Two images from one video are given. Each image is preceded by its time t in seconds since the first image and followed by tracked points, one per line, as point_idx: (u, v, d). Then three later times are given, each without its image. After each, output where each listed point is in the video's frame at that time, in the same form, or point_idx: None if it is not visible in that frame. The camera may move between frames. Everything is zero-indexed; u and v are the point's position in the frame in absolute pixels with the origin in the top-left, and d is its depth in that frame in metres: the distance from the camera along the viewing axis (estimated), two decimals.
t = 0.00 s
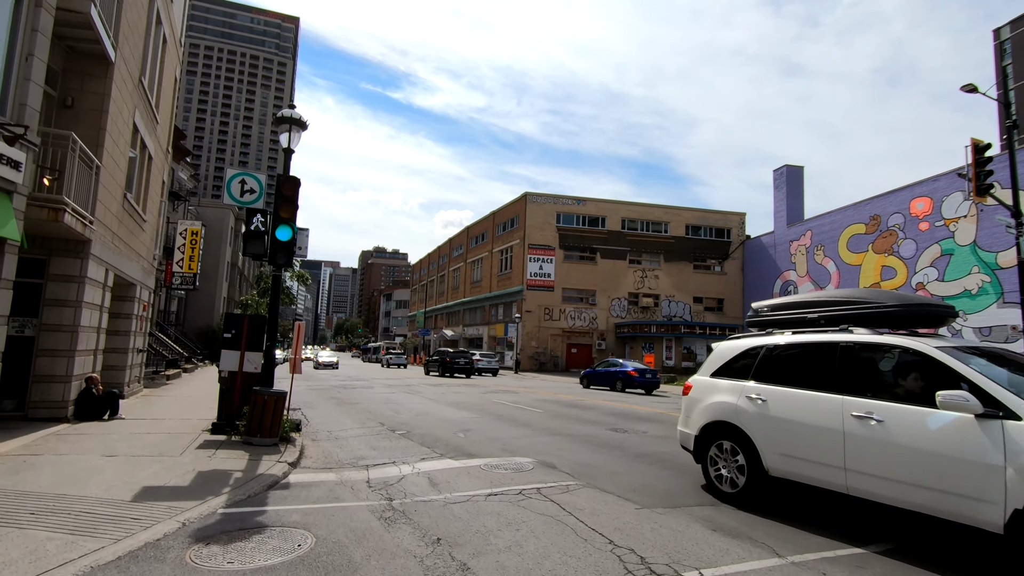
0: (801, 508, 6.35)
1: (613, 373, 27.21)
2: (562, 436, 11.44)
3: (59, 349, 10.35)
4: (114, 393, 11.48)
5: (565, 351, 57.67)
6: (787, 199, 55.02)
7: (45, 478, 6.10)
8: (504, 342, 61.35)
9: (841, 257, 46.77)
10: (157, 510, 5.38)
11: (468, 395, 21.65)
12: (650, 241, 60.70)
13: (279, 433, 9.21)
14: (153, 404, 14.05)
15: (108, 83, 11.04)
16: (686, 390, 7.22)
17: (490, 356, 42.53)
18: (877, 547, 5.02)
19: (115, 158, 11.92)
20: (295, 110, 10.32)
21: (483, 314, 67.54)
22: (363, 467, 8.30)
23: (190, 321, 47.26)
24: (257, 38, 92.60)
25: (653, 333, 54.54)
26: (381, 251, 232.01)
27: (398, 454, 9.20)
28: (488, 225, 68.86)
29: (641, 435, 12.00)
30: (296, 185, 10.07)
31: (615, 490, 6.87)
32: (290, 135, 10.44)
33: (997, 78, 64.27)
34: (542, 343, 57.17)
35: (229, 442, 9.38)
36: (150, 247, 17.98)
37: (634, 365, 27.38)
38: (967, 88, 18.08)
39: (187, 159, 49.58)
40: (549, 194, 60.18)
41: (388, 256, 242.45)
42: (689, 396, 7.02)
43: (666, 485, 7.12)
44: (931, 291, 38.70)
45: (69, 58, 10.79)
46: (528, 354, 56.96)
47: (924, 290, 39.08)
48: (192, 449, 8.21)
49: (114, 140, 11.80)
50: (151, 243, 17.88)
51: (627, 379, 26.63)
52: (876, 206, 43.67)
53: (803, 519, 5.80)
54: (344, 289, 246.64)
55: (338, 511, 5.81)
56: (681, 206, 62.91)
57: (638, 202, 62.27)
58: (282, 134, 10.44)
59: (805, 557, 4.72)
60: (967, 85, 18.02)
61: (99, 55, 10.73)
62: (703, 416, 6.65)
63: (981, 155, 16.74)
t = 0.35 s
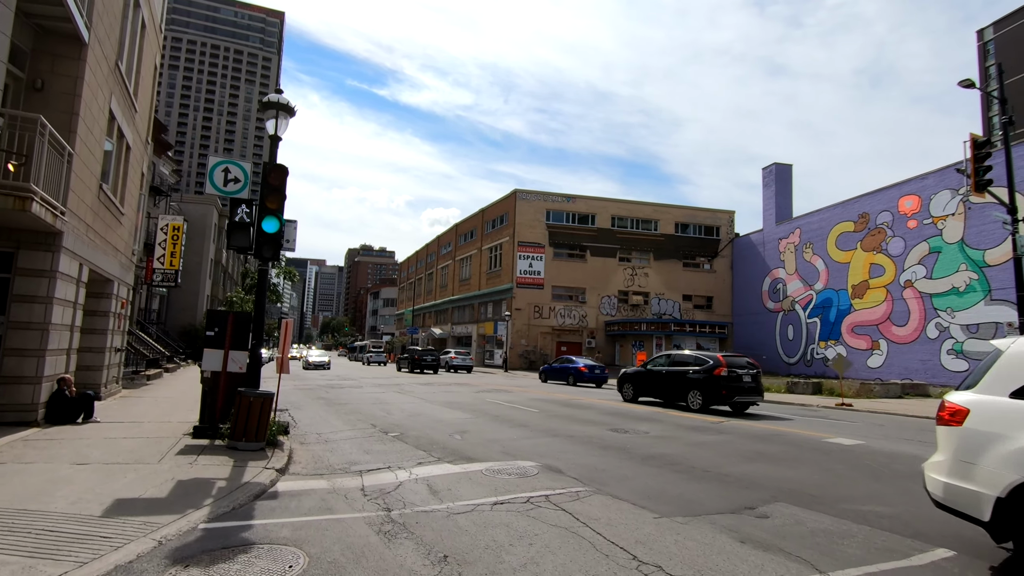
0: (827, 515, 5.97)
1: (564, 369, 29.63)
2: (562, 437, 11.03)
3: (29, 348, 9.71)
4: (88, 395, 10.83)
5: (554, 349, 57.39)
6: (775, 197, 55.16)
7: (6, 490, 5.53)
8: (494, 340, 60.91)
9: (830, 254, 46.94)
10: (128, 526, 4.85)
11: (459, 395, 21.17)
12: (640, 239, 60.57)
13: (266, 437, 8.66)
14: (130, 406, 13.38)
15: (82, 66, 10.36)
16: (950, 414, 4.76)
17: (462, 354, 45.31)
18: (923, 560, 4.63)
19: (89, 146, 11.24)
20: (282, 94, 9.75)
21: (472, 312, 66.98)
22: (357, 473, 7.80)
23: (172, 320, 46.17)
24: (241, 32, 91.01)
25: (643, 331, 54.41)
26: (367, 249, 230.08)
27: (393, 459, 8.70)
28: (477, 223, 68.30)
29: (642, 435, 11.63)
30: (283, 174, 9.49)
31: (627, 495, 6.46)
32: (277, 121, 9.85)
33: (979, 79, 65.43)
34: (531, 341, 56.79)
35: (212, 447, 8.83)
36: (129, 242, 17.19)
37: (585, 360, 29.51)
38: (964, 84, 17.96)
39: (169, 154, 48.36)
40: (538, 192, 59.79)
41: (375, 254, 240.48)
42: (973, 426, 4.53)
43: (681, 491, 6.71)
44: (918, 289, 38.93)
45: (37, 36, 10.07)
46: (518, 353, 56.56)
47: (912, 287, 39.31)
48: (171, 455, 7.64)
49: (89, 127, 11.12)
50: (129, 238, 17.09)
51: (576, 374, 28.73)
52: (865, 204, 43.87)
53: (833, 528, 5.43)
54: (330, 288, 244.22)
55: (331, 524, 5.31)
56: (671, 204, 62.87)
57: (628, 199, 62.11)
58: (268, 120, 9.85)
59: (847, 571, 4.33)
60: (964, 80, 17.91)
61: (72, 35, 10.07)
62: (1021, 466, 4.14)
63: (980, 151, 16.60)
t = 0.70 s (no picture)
0: (872, 534, 5.51)
1: (532, 369, 31.52)
2: (572, 445, 10.54)
3: (9, 352, 9.15)
4: (73, 402, 10.28)
5: (552, 352, 56.88)
6: (774, 200, 54.90)
7: None
8: (491, 343, 60.37)
9: (830, 257, 46.73)
10: (108, 554, 4.33)
11: (460, 400, 20.64)
12: (638, 241, 60.23)
13: (261, 447, 8.14)
14: (118, 412, 12.82)
15: (68, 56, 9.85)
16: None
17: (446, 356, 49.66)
18: None
19: (76, 140, 10.71)
20: (279, 85, 9.27)
21: (470, 315, 66.38)
22: (359, 487, 7.27)
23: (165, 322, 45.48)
24: (237, 33, 90.52)
25: (642, 334, 53.98)
26: (363, 252, 229.04)
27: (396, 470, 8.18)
28: (474, 225, 67.88)
29: (654, 443, 11.17)
30: (280, 169, 8.98)
31: (654, 512, 5.98)
32: (274, 114, 9.37)
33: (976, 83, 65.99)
34: (529, 344, 56.28)
35: (204, 458, 8.30)
36: (120, 242, 16.64)
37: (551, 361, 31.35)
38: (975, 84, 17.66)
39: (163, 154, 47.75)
40: (536, 193, 59.36)
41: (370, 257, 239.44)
42: None
43: (711, 507, 6.23)
44: (919, 292, 38.70)
45: (21, 24, 9.55)
46: (515, 356, 56.03)
47: (913, 291, 39.08)
48: (159, 468, 7.12)
49: (76, 120, 10.60)
50: (120, 238, 16.55)
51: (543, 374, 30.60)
52: (865, 207, 43.69)
53: (883, 550, 4.97)
54: (325, 291, 242.73)
55: (334, 548, 4.80)
56: (669, 207, 62.57)
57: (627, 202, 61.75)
58: (266, 113, 9.37)
59: None
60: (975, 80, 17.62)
61: (58, 23, 9.56)
62: None
63: (994, 153, 16.25)
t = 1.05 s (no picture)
0: (932, 550, 5.06)
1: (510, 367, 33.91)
2: (588, 449, 10.09)
3: None
4: (66, 405, 9.78)
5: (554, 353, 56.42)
6: (778, 199, 54.46)
7: None
8: (492, 343, 59.88)
9: (834, 257, 46.34)
10: None
11: (465, 401, 20.16)
12: (640, 241, 59.76)
13: (263, 453, 7.68)
14: (113, 414, 12.33)
15: (59, 41, 9.37)
16: None
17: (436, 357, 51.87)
18: None
19: (68, 131, 10.22)
20: (281, 70, 8.79)
21: (471, 315, 65.85)
22: (368, 496, 6.79)
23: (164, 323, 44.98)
24: (235, 33, 89.97)
25: (645, 334, 53.49)
26: (362, 252, 228.46)
27: (407, 477, 7.72)
28: (475, 224, 67.49)
29: (673, 447, 10.73)
30: (283, 158, 8.50)
31: (691, 526, 5.51)
32: (276, 101, 8.88)
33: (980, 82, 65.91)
34: (531, 344, 55.81)
35: (203, 464, 7.82)
36: (116, 239, 16.19)
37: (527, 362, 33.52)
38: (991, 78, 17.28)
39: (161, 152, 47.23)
40: (538, 192, 58.85)
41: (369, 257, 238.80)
42: None
43: (752, 520, 5.77)
44: (927, 291, 38.27)
45: (9, 7, 9.06)
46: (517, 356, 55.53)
47: (920, 290, 38.66)
48: (154, 476, 6.62)
49: (68, 109, 10.12)
50: (116, 234, 16.09)
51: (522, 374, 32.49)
52: (871, 205, 43.27)
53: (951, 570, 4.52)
54: (325, 291, 241.96)
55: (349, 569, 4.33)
56: (672, 206, 62.14)
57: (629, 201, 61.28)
58: (267, 100, 8.88)
59: None
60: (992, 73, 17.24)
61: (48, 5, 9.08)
62: None
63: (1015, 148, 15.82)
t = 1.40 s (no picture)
0: (988, 564, 4.70)
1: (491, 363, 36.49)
2: (601, 448, 9.72)
3: None
4: (57, 399, 9.35)
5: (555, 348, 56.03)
6: (781, 195, 53.99)
7: None
8: (493, 338, 59.55)
9: (839, 253, 45.90)
10: None
11: (468, 397, 19.82)
12: (642, 236, 59.31)
13: (265, 454, 7.25)
14: (107, 410, 11.89)
15: (47, 16, 8.87)
16: None
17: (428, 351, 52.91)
18: None
19: (58, 111, 9.71)
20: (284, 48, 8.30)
21: (471, 309, 65.47)
22: (376, 500, 6.39)
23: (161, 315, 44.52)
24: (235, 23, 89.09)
25: (647, 330, 53.13)
26: (360, 246, 227.55)
27: (417, 478, 7.32)
28: (476, 218, 67.00)
29: (687, 446, 10.40)
30: (286, 142, 8.03)
31: (725, 535, 5.14)
32: (278, 81, 8.38)
33: (985, 78, 65.48)
34: (531, 339, 55.48)
35: (200, 464, 7.39)
36: (112, 228, 15.72)
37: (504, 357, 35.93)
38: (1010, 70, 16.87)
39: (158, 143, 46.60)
40: (540, 186, 58.35)
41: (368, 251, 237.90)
42: None
43: (791, 530, 5.39)
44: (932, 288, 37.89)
45: None
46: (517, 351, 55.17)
47: (926, 287, 38.29)
48: (148, 477, 6.21)
49: (59, 88, 9.62)
50: (112, 223, 15.61)
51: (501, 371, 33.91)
52: (876, 201, 42.84)
53: None
54: (323, 284, 241.00)
55: None
56: (674, 201, 61.66)
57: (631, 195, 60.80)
58: (269, 79, 8.38)
59: None
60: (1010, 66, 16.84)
61: None
62: None
63: None
